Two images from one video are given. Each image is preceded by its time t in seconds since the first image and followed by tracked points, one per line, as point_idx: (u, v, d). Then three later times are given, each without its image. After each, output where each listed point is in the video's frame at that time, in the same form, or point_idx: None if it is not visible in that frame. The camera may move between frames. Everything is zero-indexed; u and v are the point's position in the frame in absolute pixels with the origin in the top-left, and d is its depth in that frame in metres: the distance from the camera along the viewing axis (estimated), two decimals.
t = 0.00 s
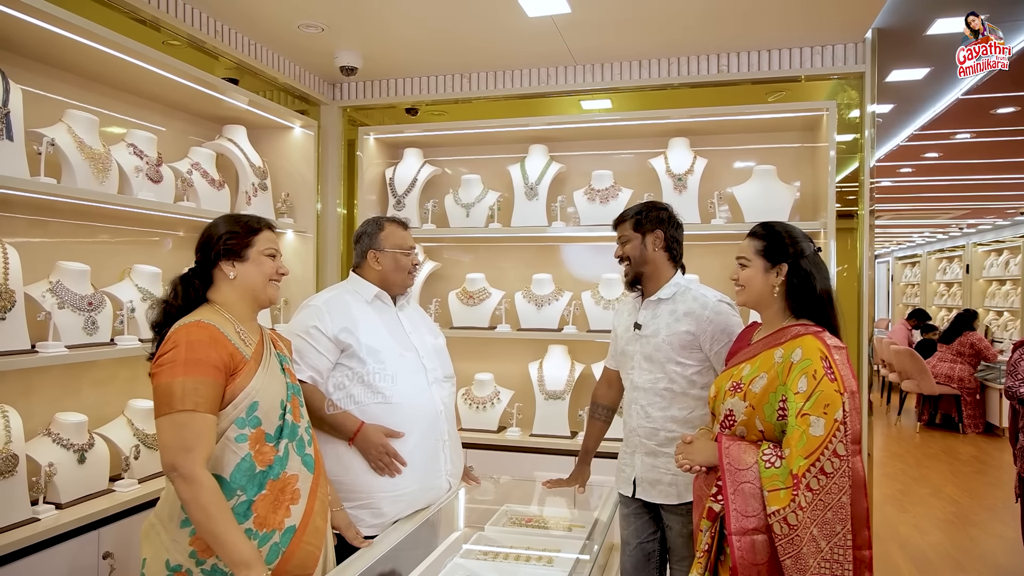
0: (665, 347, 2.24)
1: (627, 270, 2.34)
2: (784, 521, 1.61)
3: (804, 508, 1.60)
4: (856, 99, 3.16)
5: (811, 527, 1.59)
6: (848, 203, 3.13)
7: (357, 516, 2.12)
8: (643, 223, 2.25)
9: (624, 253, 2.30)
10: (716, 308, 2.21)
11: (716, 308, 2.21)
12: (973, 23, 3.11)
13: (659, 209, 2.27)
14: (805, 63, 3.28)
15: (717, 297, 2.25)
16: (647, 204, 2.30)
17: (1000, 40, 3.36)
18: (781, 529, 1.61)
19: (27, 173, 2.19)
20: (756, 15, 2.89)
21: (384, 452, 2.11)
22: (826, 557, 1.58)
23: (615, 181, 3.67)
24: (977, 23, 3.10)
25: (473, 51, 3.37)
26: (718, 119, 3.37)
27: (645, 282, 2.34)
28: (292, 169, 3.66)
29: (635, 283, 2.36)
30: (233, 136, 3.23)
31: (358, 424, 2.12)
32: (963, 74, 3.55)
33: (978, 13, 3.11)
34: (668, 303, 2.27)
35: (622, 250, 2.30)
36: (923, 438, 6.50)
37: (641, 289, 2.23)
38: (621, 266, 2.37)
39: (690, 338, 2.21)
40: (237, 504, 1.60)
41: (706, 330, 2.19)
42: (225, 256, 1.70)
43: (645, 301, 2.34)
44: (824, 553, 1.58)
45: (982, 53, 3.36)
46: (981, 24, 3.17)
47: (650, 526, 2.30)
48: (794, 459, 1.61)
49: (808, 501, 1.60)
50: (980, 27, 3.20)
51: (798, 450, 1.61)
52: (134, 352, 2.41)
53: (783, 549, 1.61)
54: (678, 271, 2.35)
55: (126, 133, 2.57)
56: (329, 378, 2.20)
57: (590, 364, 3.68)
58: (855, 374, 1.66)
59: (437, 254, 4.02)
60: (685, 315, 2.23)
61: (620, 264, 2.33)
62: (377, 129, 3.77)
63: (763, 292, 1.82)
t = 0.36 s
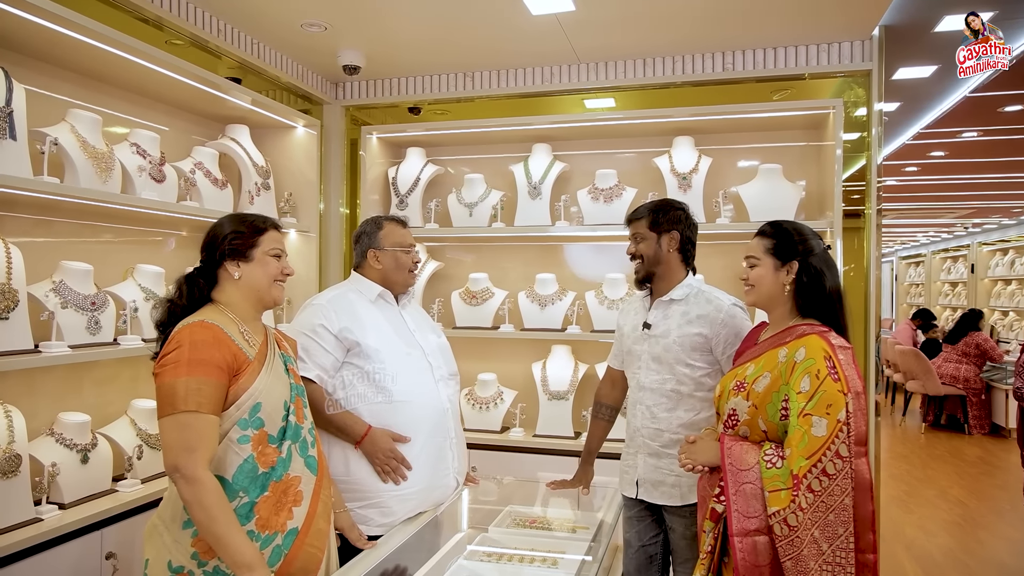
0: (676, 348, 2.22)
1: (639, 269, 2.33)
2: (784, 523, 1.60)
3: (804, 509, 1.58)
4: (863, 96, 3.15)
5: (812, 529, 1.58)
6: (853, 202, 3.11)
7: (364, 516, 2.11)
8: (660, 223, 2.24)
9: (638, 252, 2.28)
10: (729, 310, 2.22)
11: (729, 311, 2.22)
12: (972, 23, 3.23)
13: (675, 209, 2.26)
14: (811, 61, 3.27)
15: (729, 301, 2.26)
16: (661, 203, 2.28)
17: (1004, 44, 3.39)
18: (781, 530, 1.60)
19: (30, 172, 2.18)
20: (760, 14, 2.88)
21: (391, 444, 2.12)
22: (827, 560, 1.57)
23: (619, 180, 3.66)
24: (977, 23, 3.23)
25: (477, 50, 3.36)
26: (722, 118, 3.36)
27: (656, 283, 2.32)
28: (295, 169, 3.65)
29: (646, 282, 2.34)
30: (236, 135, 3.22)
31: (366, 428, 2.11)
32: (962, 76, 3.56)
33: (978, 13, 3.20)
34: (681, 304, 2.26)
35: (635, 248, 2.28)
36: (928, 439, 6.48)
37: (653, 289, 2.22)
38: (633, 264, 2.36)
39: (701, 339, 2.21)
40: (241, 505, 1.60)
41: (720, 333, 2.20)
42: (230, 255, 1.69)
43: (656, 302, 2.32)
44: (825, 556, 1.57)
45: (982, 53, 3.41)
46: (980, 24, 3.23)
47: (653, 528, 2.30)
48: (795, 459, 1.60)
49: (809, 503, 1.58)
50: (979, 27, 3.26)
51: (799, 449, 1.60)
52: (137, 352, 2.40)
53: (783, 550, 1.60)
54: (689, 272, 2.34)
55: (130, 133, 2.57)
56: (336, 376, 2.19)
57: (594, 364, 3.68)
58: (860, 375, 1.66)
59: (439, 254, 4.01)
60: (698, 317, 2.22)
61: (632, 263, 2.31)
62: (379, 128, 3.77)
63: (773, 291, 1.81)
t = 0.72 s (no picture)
0: (690, 348, 2.20)
1: (653, 269, 2.31)
2: (797, 530, 1.57)
3: (819, 517, 1.56)
4: (875, 93, 3.11)
5: (826, 536, 1.56)
6: (863, 200, 3.10)
7: (368, 518, 2.10)
8: (671, 222, 2.22)
9: (650, 252, 2.26)
10: (745, 311, 2.20)
11: (745, 312, 2.20)
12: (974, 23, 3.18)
13: (686, 208, 2.24)
14: (821, 57, 3.24)
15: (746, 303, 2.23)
16: (672, 202, 2.27)
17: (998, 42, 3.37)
18: (794, 537, 1.57)
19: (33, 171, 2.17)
20: (769, 9, 2.86)
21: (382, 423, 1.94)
22: (840, 569, 1.56)
23: (625, 179, 3.64)
24: (979, 23, 3.17)
25: (482, 48, 3.35)
26: (730, 115, 3.34)
27: (671, 283, 2.30)
28: (300, 168, 3.64)
29: (660, 283, 2.32)
30: (239, 134, 3.21)
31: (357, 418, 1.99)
32: (963, 76, 3.52)
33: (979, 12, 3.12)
34: (697, 305, 2.25)
35: (648, 248, 2.27)
36: (937, 441, 6.43)
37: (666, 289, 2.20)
38: (646, 264, 2.34)
39: (714, 339, 2.18)
40: (245, 507, 1.58)
41: (736, 335, 2.18)
42: (235, 255, 1.68)
43: (672, 302, 2.30)
44: (840, 564, 1.55)
45: (982, 53, 3.37)
46: (980, 24, 3.18)
47: (663, 531, 2.28)
48: (809, 465, 1.58)
49: (824, 510, 1.56)
50: (979, 27, 3.22)
51: (813, 455, 1.57)
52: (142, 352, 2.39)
53: (795, 558, 1.57)
54: (704, 273, 2.31)
55: (134, 132, 2.56)
56: (337, 377, 2.18)
57: (600, 364, 3.66)
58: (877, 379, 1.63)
59: (444, 253, 4.00)
60: (715, 318, 2.21)
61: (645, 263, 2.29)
62: (383, 127, 3.76)
63: (790, 290, 1.79)
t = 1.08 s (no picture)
0: (699, 349, 2.17)
1: (662, 269, 2.28)
2: (819, 537, 1.54)
3: (842, 524, 1.53)
4: (884, 90, 3.08)
5: (850, 544, 1.52)
6: (873, 199, 3.06)
7: (369, 521, 2.08)
8: (681, 221, 2.19)
9: (661, 252, 2.24)
10: (755, 314, 2.16)
11: (755, 314, 2.16)
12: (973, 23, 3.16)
13: (697, 207, 2.21)
14: (830, 54, 3.20)
15: (756, 305, 2.20)
16: (683, 201, 2.24)
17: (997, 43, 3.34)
18: (817, 545, 1.54)
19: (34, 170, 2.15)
20: (776, 5, 2.82)
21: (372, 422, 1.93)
22: None
23: (631, 177, 3.61)
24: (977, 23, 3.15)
25: (487, 45, 3.32)
26: (737, 113, 3.30)
27: (680, 283, 2.27)
28: (303, 167, 3.62)
29: (669, 282, 2.29)
30: (243, 133, 3.20)
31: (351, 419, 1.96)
32: (963, 76, 3.51)
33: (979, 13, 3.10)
34: (707, 305, 2.21)
35: (658, 248, 2.24)
36: (947, 442, 6.36)
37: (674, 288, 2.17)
38: (655, 264, 2.31)
39: (721, 340, 2.15)
40: (249, 510, 1.56)
41: (745, 335, 2.14)
42: (234, 255, 1.66)
43: (680, 302, 2.27)
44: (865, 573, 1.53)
45: (982, 53, 3.33)
46: (980, 24, 3.16)
47: (670, 533, 2.25)
48: (832, 471, 1.55)
49: (847, 517, 1.53)
50: (979, 27, 3.19)
51: (836, 461, 1.54)
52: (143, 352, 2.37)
53: (818, 566, 1.54)
54: (714, 273, 2.29)
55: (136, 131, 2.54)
56: (337, 378, 2.16)
57: (605, 365, 3.63)
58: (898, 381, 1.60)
59: (449, 253, 3.98)
60: (724, 319, 2.17)
61: (654, 263, 2.26)
62: (387, 125, 3.74)
63: (803, 290, 1.76)
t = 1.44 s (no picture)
0: (700, 350, 2.14)
1: (662, 269, 2.25)
2: (830, 544, 1.52)
3: (853, 531, 1.50)
4: (892, 88, 3.05)
5: (861, 550, 1.50)
6: (881, 199, 3.02)
7: (367, 525, 2.07)
8: (681, 221, 2.16)
9: (661, 251, 2.21)
10: (757, 314, 2.13)
11: (757, 315, 2.13)
12: (973, 23, 3.08)
13: (697, 206, 2.18)
14: (837, 51, 3.17)
15: (758, 306, 2.17)
16: (684, 201, 2.21)
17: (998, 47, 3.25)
18: (827, 553, 1.52)
19: (34, 170, 2.15)
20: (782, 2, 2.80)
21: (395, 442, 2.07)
22: None
23: (636, 176, 3.58)
24: (978, 24, 3.08)
25: (491, 44, 3.30)
26: (742, 111, 3.27)
27: (682, 283, 2.24)
28: (306, 166, 3.61)
29: (670, 282, 2.27)
30: (246, 132, 3.19)
31: (364, 432, 2.06)
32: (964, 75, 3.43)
33: (978, 13, 3.04)
34: (708, 306, 2.18)
35: (658, 248, 2.21)
36: (956, 443, 6.30)
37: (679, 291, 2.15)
38: (656, 264, 2.29)
39: (722, 342, 2.12)
40: (246, 513, 1.54)
41: (746, 337, 2.11)
42: (234, 255, 1.64)
43: (681, 302, 2.24)
44: None
45: (983, 53, 3.25)
46: (980, 24, 3.08)
47: (673, 536, 2.22)
48: (842, 476, 1.52)
49: (858, 524, 1.50)
50: (979, 27, 3.11)
51: (847, 466, 1.51)
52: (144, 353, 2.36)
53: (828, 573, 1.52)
54: (716, 273, 2.25)
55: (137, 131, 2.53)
56: (336, 381, 2.15)
57: (609, 365, 3.60)
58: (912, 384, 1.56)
59: (453, 253, 3.96)
60: (725, 320, 2.14)
61: (654, 263, 2.24)
62: (391, 125, 3.72)
63: (812, 291, 1.73)
